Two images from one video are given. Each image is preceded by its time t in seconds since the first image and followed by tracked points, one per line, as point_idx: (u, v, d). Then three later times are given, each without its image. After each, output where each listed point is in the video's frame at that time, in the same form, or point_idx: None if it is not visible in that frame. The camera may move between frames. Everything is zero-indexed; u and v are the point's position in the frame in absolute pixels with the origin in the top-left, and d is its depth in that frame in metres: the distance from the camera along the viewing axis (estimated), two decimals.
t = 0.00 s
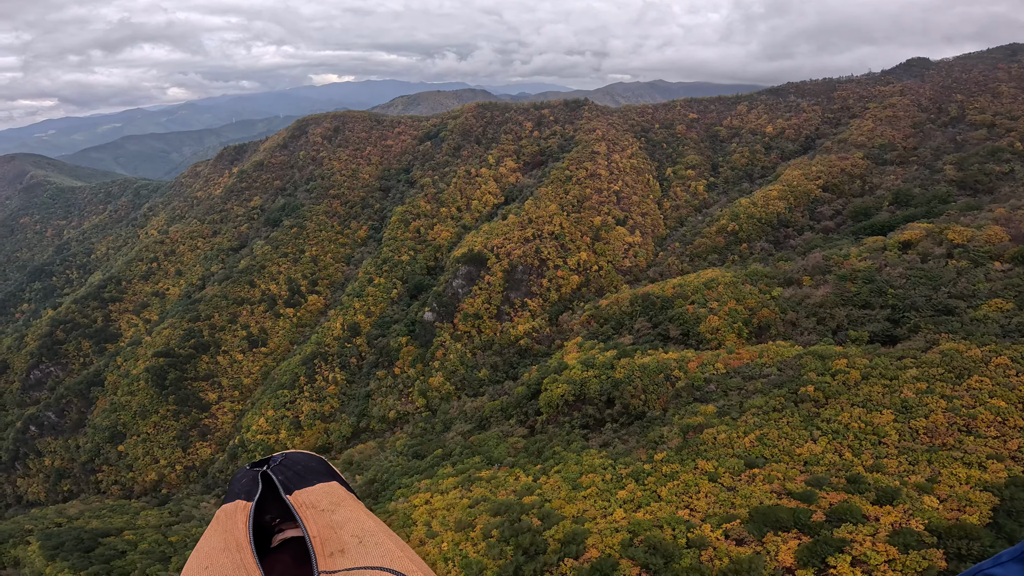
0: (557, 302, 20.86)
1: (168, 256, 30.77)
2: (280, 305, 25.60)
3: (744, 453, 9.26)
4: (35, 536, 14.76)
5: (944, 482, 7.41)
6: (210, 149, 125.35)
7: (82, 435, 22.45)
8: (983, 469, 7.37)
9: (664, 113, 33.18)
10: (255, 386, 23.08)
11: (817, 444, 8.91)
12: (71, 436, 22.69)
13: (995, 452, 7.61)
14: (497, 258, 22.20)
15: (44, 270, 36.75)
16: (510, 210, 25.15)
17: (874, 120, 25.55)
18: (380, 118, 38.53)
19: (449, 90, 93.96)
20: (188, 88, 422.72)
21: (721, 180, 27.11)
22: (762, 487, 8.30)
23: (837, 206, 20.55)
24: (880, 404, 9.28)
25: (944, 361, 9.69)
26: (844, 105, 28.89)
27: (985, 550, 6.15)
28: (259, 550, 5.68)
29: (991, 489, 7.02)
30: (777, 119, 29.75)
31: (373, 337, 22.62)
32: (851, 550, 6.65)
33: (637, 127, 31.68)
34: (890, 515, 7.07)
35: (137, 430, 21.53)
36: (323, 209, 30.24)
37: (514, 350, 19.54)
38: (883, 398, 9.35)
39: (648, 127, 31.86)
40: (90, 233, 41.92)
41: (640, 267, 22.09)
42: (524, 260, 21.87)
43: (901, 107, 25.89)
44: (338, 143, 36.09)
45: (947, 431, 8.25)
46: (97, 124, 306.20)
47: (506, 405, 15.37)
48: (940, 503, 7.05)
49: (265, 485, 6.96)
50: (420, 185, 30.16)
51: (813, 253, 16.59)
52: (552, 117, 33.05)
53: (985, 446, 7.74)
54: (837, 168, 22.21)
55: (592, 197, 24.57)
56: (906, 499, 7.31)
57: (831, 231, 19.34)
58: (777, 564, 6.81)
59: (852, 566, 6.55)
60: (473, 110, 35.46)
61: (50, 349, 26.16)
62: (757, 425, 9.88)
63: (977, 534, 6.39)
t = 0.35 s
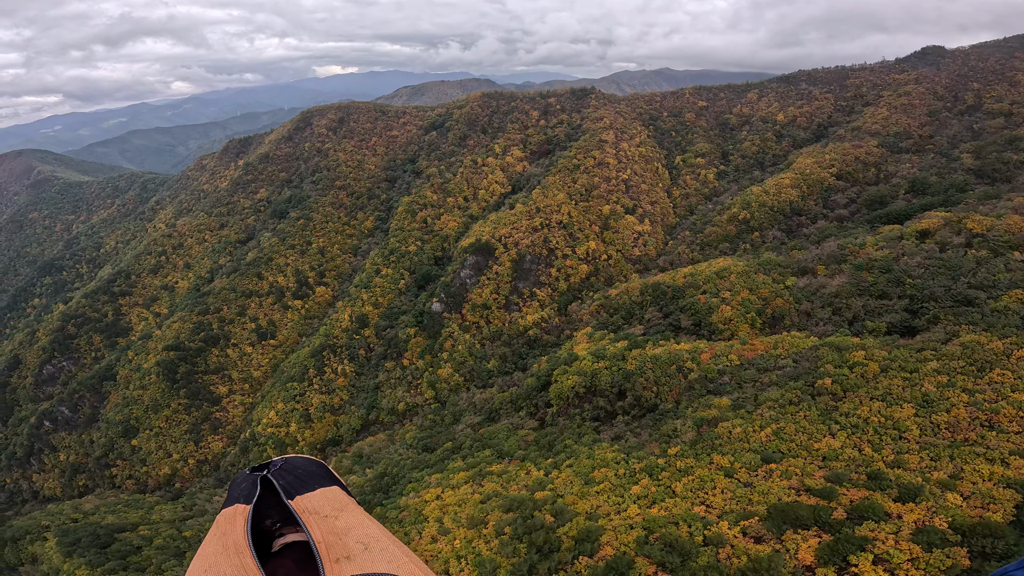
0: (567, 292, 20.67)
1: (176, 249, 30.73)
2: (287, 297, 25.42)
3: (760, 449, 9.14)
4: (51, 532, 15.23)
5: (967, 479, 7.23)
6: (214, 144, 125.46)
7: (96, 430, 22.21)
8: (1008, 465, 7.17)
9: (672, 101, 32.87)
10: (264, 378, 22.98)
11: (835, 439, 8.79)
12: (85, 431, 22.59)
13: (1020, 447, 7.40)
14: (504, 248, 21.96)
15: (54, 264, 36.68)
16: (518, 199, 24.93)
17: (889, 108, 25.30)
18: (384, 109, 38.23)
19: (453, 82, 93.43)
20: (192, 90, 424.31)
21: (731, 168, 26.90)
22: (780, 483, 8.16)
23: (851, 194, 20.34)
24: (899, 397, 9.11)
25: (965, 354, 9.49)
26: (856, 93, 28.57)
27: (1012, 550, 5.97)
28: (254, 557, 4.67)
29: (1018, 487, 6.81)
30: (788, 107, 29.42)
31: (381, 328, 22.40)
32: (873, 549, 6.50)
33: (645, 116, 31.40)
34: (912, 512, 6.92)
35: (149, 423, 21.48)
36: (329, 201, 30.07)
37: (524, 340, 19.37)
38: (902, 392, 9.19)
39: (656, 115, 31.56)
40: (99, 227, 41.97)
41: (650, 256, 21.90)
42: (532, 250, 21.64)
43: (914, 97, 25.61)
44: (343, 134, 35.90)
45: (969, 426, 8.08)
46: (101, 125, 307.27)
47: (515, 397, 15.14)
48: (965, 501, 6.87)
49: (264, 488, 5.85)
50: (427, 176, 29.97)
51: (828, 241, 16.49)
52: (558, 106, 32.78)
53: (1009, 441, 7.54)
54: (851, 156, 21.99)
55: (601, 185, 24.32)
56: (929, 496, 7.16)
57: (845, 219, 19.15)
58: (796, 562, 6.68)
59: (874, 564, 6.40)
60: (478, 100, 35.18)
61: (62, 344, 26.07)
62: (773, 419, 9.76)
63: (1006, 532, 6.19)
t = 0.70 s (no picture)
0: (574, 286, 20.50)
1: (182, 247, 30.58)
2: (293, 294, 25.22)
3: (777, 447, 8.95)
4: (64, 533, 15.10)
5: (990, 478, 7.06)
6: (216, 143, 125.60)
7: (105, 430, 22.15)
8: None
9: (678, 94, 32.67)
10: (272, 376, 22.82)
11: (853, 438, 8.62)
12: (94, 430, 22.50)
13: None
14: (510, 244, 21.76)
15: (61, 264, 36.55)
16: (523, 194, 24.73)
17: (900, 100, 25.15)
18: (387, 104, 38.02)
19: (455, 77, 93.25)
20: (194, 94, 425.35)
21: (739, 161, 26.81)
22: (798, 483, 8.00)
23: (863, 186, 20.24)
24: (919, 395, 8.93)
25: (985, 349, 9.28)
26: (865, 85, 28.45)
27: None
28: (254, 559, 4.42)
29: None
30: (795, 100, 29.24)
31: (387, 325, 22.19)
32: (897, 551, 6.35)
33: (650, 108, 31.21)
34: (936, 513, 6.76)
35: (157, 422, 21.34)
36: (333, 197, 29.89)
37: (531, 336, 19.23)
38: (921, 389, 9.00)
39: (662, 107, 31.36)
40: (105, 225, 41.88)
41: (657, 250, 21.76)
42: (539, 245, 21.45)
43: (924, 89, 25.49)
44: (347, 129, 35.73)
45: (991, 424, 7.90)
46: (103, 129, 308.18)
47: (523, 394, 15.01)
48: (990, 502, 6.69)
49: (267, 490, 5.42)
50: (432, 170, 29.82)
51: (840, 235, 16.38)
52: (562, 99, 32.60)
53: None
54: (861, 148, 21.89)
55: (607, 178, 24.16)
56: (952, 496, 7.02)
57: (856, 211, 19.04)
58: (817, 565, 6.53)
59: (897, 566, 6.25)
60: (481, 94, 35.02)
61: (70, 343, 25.99)
62: (789, 418, 9.56)
63: None
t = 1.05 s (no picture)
0: (588, 286, 20.32)
1: (197, 246, 30.82)
2: (307, 293, 25.27)
3: (800, 453, 8.73)
4: (80, 532, 15.12)
5: None
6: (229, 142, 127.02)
7: (121, 428, 22.36)
8: None
9: (692, 90, 32.40)
10: (285, 374, 22.86)
11: (880, 444, 8.40)
12: (111, 429, 22.67)
13: None
14: (523, 242, 21.61)
15: (79, 262, 36.96)
16: (536, 192, 24.58)
17: (922, 96, 24.75)
18: (399, 103, 38.08)
19: (466, 75, 93.42)
20: (205, 97, 430.56)
21: (757, 158, 26.55)
22: (823, 491, 7.80)
23: (886, 184, 19.91)
24: (948, 400, 8.68)
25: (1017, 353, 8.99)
26: (887, 81, 28.03)
27: None
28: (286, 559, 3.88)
29: None
30: (814, 96, 28.85)
31: (399, 324, 22.12)
32: (928, 561, 6.15)
33: (664, 104, 30.97)
34: (968, 522, 6.56)
35: (173, 421, 21.45)
36: (346, 195, 29.97)
37: (544, 336, 19.09)
38: (951, 394, 8.75)
39: (676, 104, 31.10)
40: (123, 224, 42.42)
41: (673, 248, 21.55)
42: (552, 244, 21.29)
43: (948, 86, 25.04)
44: (359, 128, 35.83)
45: None
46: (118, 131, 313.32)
47: (536, 394, 14.87)
48: None
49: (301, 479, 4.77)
50: (444, 169, 29.82)
51: (862, 234, 16.07)
52: (575, 96, 32.48)
53: None
54: (883, 145, 21.55)
55: (621, 176, 23.99)
56: (985, 505, 6.80)
57: (879, 210, 18.76)
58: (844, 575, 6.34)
59: None
60: (493, 92, 34.94)
61: (88, 341, 26.26)
62: (812, 423, 9.34)
63: None
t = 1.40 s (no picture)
0: (631, 290, 19.95)
1: (250, 240, 32.09)
2: (351, 289, 25.78)
3: (855, 473, 8.28)
4: (127, 515, 15.80)
5: None
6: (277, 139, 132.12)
7: (172, 415, 23.46)
8: None
9: (744, 91, 31.52)
10: (327, 368, 23.37)
11: (945, 466, 7.87)
12: (164, 415, 23.78)
13: None
14: (566, 244, 21.44)
15: (143, 253, 38.72)
16: (579, 193, 24.35)
17: (1000, 99, 23.27)
18: (443, 102, 38.53)
19: (508, 74, 93.97)
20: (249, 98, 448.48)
21: (814, 161, 25.62)
22: (878, 513, 7.37)
23: (959, 190, 18.74)
24: None
25: None
26: (960, 82, 26.46)
27: None
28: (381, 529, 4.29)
29: None
30: (878, 98, 27.54)
31: (439, 322, 22.32)
32: None
33: (714, 105, 30.29)
34: None
35: (221, 410, 22.28)
36: (390, 193, 30.51)
37: (584, 340, 18.86)
38: None
39: (727, 104, 30.33)
40: (183, 218, 44.77)
41: (721, 254, 20.96)
42: (594, 246, 21.04)
43: None
44: (404, 126, 36.46)
45: None
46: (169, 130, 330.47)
47: (575, 399, 14.71)
48: None
49: (390, 464, 5.41)
50: (486, 169, 29.97)
51: (931, 243, 15.10)
52: (620, 96, 32.09)
53: None
54: (955, 149, 20.33)
55: (668, 179, 23.55)
56: None
57: (950, 218, 17.67)
58: None
59: None
60: (536, 91, 34.84)
61: (147, 329, 27.64)
62: (869, 442, 8.85)
63: None
